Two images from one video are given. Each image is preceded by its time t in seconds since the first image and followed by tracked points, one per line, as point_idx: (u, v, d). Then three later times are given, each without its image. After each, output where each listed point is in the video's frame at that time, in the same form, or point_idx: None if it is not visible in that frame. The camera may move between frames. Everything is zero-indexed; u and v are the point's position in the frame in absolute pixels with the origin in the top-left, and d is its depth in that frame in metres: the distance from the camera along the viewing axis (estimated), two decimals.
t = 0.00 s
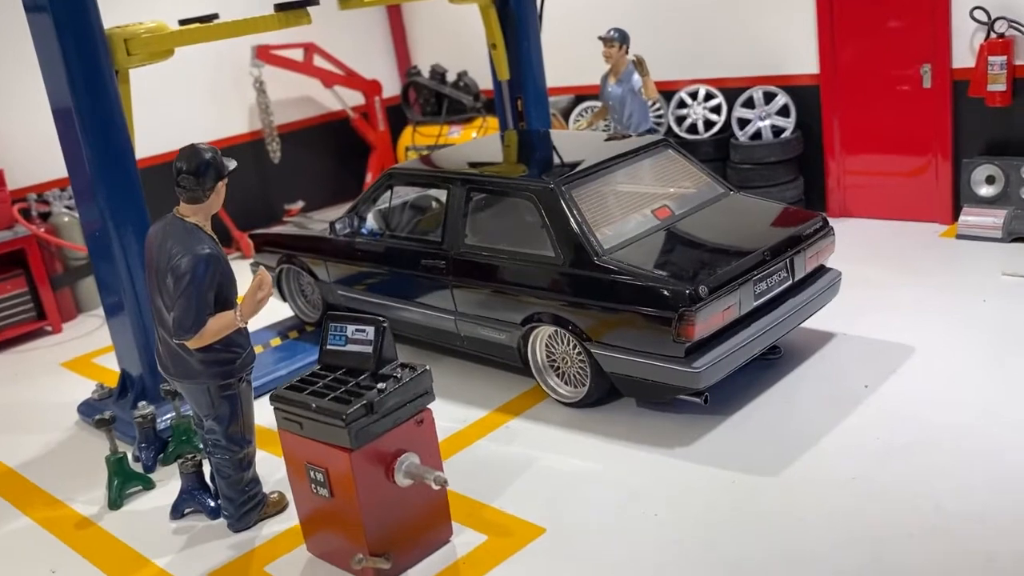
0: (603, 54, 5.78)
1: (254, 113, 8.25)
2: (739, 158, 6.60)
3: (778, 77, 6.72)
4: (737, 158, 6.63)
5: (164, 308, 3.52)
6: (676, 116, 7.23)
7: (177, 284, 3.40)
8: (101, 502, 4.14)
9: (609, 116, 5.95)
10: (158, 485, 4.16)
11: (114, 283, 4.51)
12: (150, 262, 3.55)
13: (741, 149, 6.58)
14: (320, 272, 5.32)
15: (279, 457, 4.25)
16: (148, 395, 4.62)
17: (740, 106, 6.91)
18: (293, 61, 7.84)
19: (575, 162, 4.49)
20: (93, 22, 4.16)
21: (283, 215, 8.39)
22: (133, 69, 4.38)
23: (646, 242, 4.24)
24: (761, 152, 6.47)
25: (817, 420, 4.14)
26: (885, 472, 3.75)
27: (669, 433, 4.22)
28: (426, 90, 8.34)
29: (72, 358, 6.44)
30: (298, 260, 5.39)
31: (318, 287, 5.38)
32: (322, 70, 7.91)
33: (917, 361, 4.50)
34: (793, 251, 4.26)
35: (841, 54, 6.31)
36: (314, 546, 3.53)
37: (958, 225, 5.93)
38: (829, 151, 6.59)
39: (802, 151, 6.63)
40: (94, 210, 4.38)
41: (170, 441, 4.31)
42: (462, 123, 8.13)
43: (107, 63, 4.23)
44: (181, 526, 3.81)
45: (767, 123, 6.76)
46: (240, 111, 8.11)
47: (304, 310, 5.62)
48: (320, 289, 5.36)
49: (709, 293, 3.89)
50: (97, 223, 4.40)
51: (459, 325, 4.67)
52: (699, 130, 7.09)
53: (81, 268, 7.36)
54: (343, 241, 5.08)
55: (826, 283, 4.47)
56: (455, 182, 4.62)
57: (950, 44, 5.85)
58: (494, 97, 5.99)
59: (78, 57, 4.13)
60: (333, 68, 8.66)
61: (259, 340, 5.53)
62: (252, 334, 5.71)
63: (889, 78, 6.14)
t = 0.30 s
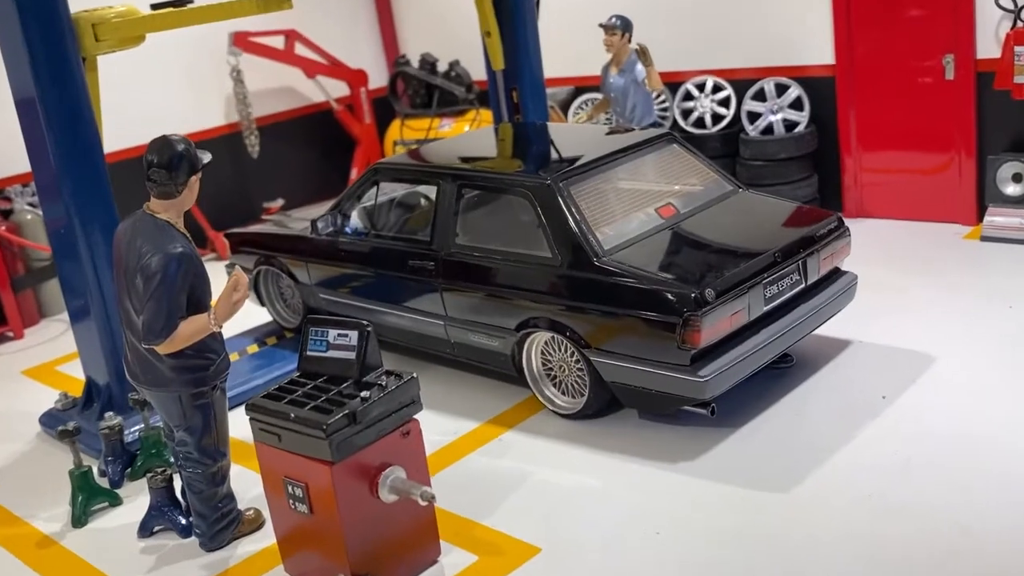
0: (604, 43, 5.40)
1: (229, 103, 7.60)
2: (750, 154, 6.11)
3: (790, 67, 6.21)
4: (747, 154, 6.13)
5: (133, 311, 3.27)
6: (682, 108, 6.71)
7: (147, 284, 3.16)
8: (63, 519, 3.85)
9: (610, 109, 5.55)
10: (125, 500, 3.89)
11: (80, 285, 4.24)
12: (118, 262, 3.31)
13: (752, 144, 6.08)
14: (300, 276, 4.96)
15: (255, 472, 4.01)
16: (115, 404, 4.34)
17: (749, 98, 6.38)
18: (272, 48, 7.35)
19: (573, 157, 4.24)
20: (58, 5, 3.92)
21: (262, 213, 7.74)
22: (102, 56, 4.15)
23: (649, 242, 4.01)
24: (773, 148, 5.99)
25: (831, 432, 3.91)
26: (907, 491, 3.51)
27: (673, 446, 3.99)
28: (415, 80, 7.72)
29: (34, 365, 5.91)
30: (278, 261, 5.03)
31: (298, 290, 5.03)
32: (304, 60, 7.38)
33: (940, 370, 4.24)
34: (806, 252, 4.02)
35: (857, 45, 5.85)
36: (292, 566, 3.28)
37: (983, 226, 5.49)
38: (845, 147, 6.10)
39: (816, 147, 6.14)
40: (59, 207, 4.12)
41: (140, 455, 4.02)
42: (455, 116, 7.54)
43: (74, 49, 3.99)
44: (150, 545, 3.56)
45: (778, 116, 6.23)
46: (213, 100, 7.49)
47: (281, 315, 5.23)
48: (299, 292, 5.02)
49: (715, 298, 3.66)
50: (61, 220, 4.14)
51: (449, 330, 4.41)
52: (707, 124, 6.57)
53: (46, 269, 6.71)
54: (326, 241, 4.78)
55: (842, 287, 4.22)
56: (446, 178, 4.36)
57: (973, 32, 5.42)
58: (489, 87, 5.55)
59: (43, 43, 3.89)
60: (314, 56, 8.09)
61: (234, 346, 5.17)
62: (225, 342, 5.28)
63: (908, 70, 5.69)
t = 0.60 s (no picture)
0: (606, 33, 5.17)
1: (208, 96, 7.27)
2: (759, 153, 5.82)
3: (805, 61, 5.91)
4: (756, 153, 5.84)
5: (102, 312, 3.07)
6: (689, 104, 6.38)
7: (116, 284, 2.95)
8: (26, 535, 3.62)
9: (613, 103, 5.35)
10: (92, 515, 3.68)
11: (48, 288, 4.03)
12: (87, 260, 3.10)
13: (762, 141, 5.80)
14: (281, 278, 4.74)
15: (230, 485, 3.81)
16: (83, 412, 4.11)
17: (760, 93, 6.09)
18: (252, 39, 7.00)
19: (571, 153, 4.03)
20: None
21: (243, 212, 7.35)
22: (71, 42, 3.93)
23: (651, 243, 3.80)
24: (784, 146, 5.72)
25: (843, 446, 3.70)
26: (926, 508, 3.30)
27: (677, 459, 3.78)
28: (406, 73, 7.27)
29: None
30: (257, 263, 4.80)
31: (278, 293, 4.80)
32: (287, 50, 7.07)
33: (960, 379, 4.04)
34: (818, 254, 3.82)
35: (876, 38, 5.59)
36: None
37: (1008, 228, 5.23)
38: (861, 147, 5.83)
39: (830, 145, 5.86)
40: (26, 203, 3.92)
41: (109, 467, 3.82)
42: (448, 111, 7.02)
43: (42, 36, 3.77)
44: (118, 562, 3.34)
45: (791, 112, 5.96)
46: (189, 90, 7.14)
47: (262, 318, 5.02)
48: (280, 295, 4.78)
49: (721, 302, 3.47)
50: (28, 218, 3.94)
51: (439, 335, 4.20)
52: (715, 121, 6.25)
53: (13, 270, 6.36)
54: (309, 241, 4.54)
55: (855, 292, 4.02)
56: (436, 173, 4.14)
57: (997, 25, 5.18)
58: (485, 80, 5.31)
59: (8, 28, 3.69)
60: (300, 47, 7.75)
61: (211, 354, 4.94)
62: (202, 348, 5.06)
63: (928, 65, 5.44)
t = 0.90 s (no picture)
0: (608, 27, 5.05)
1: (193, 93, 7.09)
2: (767, 153, 5.70)
3: (816, 59, 5.79)
4: (764, 153, 5.72)
5: (78, 309, 2.94)
6: (693, 102, 6.24)
7: (92, 280, 2.83)
8: None
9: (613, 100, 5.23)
10: (65, 524, 3.54)
11: (22, 290, 3.90)
12: (63, 256, 2.97)
13: (769, 141, 5.67)
14: (267, 280, 4.61)
15: (209, 493, 3.68)
16: (57, 417, 3.97)
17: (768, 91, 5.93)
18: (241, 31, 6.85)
19: (569, 150, 3.91)
20: None
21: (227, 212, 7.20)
22: (49, 32, 3.81)
23: (652, 244, 3.68)
24: (792, 146, 5.60)
25: (849, 455, 3.58)
26: (936, 519, 3.17)
27: (676, 468, 3.65)
28: (401, 69, 7.18)
29: None
30: (242, 263, 4.68)
31: (264, 295, 4.67)
32: (277, 44, 6.90)
33: (970, 388, 3.91)
34: (824, 257, 3.70)
35: (888, 35, 5.47)
36: None
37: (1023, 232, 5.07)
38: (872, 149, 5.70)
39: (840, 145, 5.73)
40: None
41: (85, 474, 3.68)
42: (443, 108, 6.91)
43: (20, 26, 3.66)
44: (92, 572, 3.20)
45: (800, 111, 5.80)
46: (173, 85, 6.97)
47: (246, 321, 4.89)
48: (265, 297, 4.65)
49: (722, 304, 3.35)
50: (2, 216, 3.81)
51: (430, 339, 4.07)
52: (721, 120, 6.10)
53: None
54: (295, 240, 4.43)
55: (864, 296, 3.90)
56: (428, 171, 4.03)
57: (1014, 22, 5.05)
58: (480, 76, 5.17)
59: None
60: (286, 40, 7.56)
61: (193, 358, 4.81)
62: (183, 351, 4.93)
63: (942, 64, 5.31)
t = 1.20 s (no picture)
0: (612, 18, 4.89)
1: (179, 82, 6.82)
2: (779, 150, 5.52)
3: (830, 52, 5.62)
4: (775, 151, 5.55)
5: (50, 304, 2.80)
6: (702, 97, 6.05)
7: (64, 274, 2.68)
8: None
9: (618, 95, 5.05)
10: (35, 531, 3.39)
11: None
12: (36, 248, 2.83)
13: (781, 138, 5.50)
14: (251, 278, 4.46)
15: (187, 500, 3.53)
16: (30, 418, 3.82)
17: (780, 86, 5.76)
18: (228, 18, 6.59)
19: (569, 144, 3.77)
20: None
21: (211, 207, 6.92)
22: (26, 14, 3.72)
23: (654, 243, 3.54)
24: (805, 143, 5.43)
25: (859, 467, 3.42)
26: (950, 536, 3.02)
27: (677, 478, 3.50)
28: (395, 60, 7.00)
29: None
30: (226, 260, 4.53)
31: (248, 294, 4.53)
32: (264, 32, 6.66)
33: (985, 398, 3.75)
34: (834, 259, 3.56)
35: (906, 29, 5.28)
36: None
37: None
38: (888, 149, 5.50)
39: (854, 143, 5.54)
40: None
41: (56, 478, 3.53)
42: (441, 101, 6.76)
43: None
44: None
45: (812, 107, 5.63)
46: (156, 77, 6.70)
47: (229, 320, 4.74)
48: (250, 295, 4.51)
49: (726, 306, 3.20)
50: None
51: (421, 341, 3.93)
52: (731, 115, 5.92)
53: None
54: (281, 236, 4.29)
55: (877, 301, 3.75)
56: (421, 164, 3.90)
57: None
58: (478, 67, 4.99)
59: None
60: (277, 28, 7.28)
61: (173, 359, 4.66)
62: (164, 352, 4.78)
63: (962, 59, 5.12)
